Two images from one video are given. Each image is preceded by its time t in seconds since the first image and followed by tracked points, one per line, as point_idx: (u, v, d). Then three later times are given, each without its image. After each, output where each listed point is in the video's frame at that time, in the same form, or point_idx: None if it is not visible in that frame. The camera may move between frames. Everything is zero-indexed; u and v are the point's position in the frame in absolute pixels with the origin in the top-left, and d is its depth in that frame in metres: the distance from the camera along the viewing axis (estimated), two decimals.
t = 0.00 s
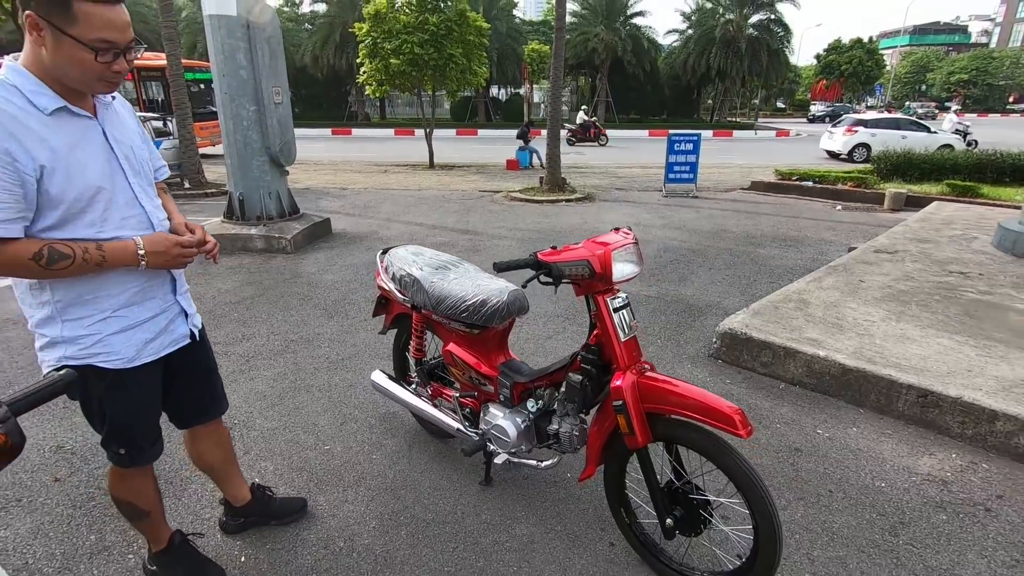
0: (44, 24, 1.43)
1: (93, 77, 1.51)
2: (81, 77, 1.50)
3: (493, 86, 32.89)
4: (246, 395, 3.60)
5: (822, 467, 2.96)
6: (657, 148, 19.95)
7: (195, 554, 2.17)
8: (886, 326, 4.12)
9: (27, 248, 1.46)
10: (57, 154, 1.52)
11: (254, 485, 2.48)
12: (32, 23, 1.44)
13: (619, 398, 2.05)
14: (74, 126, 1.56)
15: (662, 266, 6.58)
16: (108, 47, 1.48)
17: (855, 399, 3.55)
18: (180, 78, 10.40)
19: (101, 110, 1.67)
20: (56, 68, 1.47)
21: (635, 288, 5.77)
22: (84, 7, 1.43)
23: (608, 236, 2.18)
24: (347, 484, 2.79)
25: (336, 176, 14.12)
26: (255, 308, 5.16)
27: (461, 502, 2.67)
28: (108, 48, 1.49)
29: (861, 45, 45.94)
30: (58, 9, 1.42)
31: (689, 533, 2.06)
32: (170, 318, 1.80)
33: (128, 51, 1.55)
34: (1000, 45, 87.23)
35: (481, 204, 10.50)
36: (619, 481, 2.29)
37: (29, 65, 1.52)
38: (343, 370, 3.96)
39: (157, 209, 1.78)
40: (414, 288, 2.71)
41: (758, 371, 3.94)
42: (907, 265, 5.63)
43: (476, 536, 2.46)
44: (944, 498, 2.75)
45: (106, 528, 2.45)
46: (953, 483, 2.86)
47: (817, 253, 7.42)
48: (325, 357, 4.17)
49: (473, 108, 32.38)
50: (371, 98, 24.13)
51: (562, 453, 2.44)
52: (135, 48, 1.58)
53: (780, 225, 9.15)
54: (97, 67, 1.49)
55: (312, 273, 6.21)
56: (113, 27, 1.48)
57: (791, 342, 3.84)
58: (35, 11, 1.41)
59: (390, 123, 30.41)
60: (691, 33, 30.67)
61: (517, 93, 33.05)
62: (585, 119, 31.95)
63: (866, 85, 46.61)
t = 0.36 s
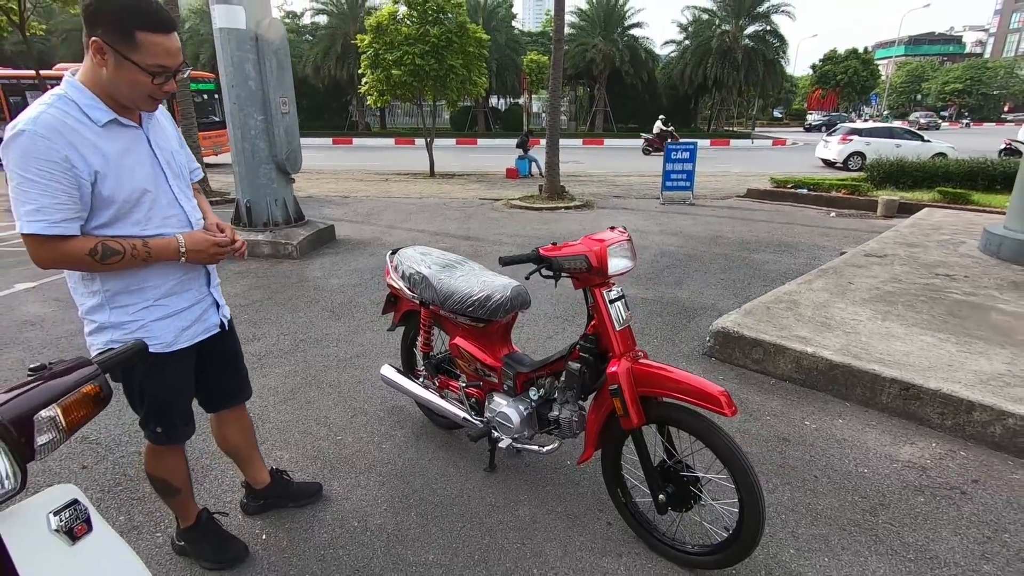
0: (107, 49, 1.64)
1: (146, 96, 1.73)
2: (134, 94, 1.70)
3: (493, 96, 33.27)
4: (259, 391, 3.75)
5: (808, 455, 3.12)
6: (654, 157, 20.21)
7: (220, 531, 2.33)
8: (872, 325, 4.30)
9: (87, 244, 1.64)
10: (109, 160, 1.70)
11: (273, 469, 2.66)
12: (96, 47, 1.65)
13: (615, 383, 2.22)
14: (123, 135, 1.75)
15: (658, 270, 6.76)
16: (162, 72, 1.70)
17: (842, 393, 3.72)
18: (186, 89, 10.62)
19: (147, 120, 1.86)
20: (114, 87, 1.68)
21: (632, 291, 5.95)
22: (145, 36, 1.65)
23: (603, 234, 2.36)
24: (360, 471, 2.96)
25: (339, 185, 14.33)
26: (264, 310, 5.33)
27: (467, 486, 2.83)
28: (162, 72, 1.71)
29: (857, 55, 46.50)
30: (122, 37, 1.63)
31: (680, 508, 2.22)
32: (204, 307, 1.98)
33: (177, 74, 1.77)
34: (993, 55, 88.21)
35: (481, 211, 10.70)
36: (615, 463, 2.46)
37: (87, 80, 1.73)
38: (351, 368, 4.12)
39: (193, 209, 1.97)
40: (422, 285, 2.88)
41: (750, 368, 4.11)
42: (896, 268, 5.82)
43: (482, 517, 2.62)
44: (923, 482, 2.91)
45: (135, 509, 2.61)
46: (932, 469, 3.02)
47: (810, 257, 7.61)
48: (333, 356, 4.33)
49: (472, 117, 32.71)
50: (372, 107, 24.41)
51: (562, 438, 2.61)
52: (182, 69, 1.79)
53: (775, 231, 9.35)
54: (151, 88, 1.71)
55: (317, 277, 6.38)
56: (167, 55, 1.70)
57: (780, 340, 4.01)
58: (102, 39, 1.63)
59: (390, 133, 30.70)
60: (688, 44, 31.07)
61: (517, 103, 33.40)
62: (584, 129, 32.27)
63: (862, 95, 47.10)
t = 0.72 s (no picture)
0: (127, 70, 1.73)
1: (163, 114, 1.81)
2: (151, 111, 1.78)
3: (484, 101, 33.40)
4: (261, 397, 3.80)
5: (801, 452, 3.21)
6: (646, 160, 20.35)
7: (230, 532, 2.38)
8: (861, 324, 4.41)
9: (108, 254, 1.71)
10: (125, 172, 1.76)
11: (280, 472, 2.71)
12: (116, 67, 1.73)
13: (615, 382, 2.30)
14: (138, 148, 1.81)
15: (652, 273, 6.86)
16: (179, 92, 1.79)
17: (833, 391, 3.81)
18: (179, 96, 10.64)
19: (161, 133, 1.93)
20: (131, 105, 1.76)
21: (627, 294, 6.04)
22: (165, 59, 1.73)
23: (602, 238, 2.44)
24: (365, 472, 3.02)
25: (332, 190, 14.36)
26: (263, 316, 5.37)
27: (470, 486, 2.90)
28: (179, 92, 1.80)
29: (844, 58, 47.03)
30: (142, 58, 1.72)
31: (678, 503, 2.30)
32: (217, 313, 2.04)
33: (193, 93, 1.86)
34: (977, 57, 89.48)
35: (476, 216, 10.78)
36: (615, 461, 2.54)
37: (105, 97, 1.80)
38: (351, 372, 4.17)
39: (205, 217, 2.04)
40: (424, 290, 2.95)
41: (743, 368, 4.20)
42: (883, 268, 5.95)
43: (485, 516, 2.69)
44: (912, 476, 3.01)
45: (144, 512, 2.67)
46: (920, 463, 3.12)
47: (801, 259, 7.73)
48: (333, 361, 4.38)
49: (464, 122, 32.84)
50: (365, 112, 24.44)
51: (562, 437, 2.68)
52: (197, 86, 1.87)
53: (765, 233, 9.49)
54: (169, 108, 1.80)
55: (315, 283, 6.43)
56: (185, 77, 1.79)
57: (773, 340, 4.10)
58: (123, 60, 1.71)
59: (382, 138, 30.70)
60: (678, 48, 31.31)
61: (508, 107, 33.54)
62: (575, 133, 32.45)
63: (849, 97, 47.66)
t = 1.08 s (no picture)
0: (127, 73, 1.77)
1: (164, 117, 1.86)
2: (154, 117, 1.83)
3: (464, 106, 33.47)
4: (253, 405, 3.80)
5: (786, 445, 3.31)
6: (625, 163, 20.55)
7: (229, 539, 2.38)
8: (839, 321, 4.55)
9: (115, 259, 1.75)
10: (131, 177, 1.81)
11: (276, 478, 2.72)
12: (118, 72, 1.78)
13: (609, 381, 2.37)
14: (143, 153, 1.87)
15: (635, 275, 6.97)
16: (179, 94, 1.84)
17: (814, 386, 3.93)
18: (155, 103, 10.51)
19: (163, 141, 1.98)
20: (134, 109, 1.81)
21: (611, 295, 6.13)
22: (164, 61, 1.78)
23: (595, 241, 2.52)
24: (361, 476, 3.05)
25: (313, 197, 14.28)
26: (249, 324, 5.34)
27: (467, 487, 2.94)
28: (179, 94, 1.84)
29: (815, 62, 48.06)
30: (143, 62, 1.76)
31: (672, 497, 2.37)
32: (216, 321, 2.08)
33: (193, 96, 1.90)
34: (941, 61, 92.23)
35: (459, 221, 10.82)
36: (610, 456, 2.62)
37: (107, 103, 1.85)
38: (343, 378, 4.19)
39: (206, 224, 2.09)
40: (417, 295, 2.99)
41: (728, 365, 4.31)
42: (859, 266, 6.13)
43: (483, 515, 2.73)
44: (891, 465, 3.13)
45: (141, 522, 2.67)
46: (899, 453, 3.24)
47: (780, 258, 7.91)
48: (324, 367, 4.39)
49: (444, 127, 32.86)
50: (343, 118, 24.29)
51: (557, 436, 2.74)
52: (198, 93, 1.93)
53: (744, 234, 9.68)
54: (169, 109, 1.84)
55: (301, 290, 6.42)
56: (184, 79, 1.83)
57: (756, 338, 4.22)
58: (125, 64, 1.76)
59: (361, 143, 30.54)
60: (655, 53, 31.70)
61: (488, 112, 33.60)
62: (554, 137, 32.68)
63: (821, 100, 48.73)
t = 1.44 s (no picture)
0: (114, 72, 1.78)
1: (150, 118, 1.87)
2: (140, 117, 1.84)
3: (436, 108, 33.37)
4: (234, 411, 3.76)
5: (763, 437, 3.42)
6: (598, 165, 20.77)
7: (218, 546, 2.34)
8: (810, 317, 4.71)
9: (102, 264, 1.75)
10: (118, 181, 1.82)
11: (263, 484, 2.71)
12: (105, 73, 1.79)
13: (595, 377, 2.43)
14: (130, 156, 1.88)
15: (612, 275, 7.07)
16: (165, 93, 1.84)
17: (788, 380, 4.06)
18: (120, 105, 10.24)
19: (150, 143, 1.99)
20: (120, 109, 1.82)
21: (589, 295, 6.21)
22: (150, 60, 1.78)
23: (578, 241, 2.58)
24: (348, 479, 3.05)
25: (285, 200, 14.08)
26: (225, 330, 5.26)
27: (454, 487, 2.97)
28: (165, 94, 1.85)
29: (779, 66, 49.29)
30: (130, 62, 1.77)
31: (657, 489, 2.44)
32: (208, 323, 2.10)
33: (180, 97, 1.90)
34: (898, 65, 95.47)
35: (435, 223, 10.81)
36: (596, 452, 2.69)
37: (94, 104, 1.86)
38: (324, 382, 4.16)
39: (194, 228, 2.09)
40: (402, 297, 3.01)
41: (705, 361, 4.42)
42: (826, 264, 6.33)
43: (472, 514, 2.76)
44: (862, 453, 3.26)
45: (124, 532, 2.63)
46: (869, 442, 3.38)
47: (751, 257, 8.11)
48: (305, 372, 4.36)
49: (417, 130, 32.71)
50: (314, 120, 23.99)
51: (543, 434, 2.79)
52: (185, 94, 1.94)
53: (716, 234, 9.89)
54: (154, 109, 1.85)
55: (277, 294, 6.34)
56: (170, 79, 1.83)
57: (732, 334, 4.34)
58: (111, 63, 1.77)
59: (333, 146, 30.20)
60: (625, 56, 32.10)
61: (460, 114, 33.58)
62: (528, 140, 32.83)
63: (786, 103, 49.97)
